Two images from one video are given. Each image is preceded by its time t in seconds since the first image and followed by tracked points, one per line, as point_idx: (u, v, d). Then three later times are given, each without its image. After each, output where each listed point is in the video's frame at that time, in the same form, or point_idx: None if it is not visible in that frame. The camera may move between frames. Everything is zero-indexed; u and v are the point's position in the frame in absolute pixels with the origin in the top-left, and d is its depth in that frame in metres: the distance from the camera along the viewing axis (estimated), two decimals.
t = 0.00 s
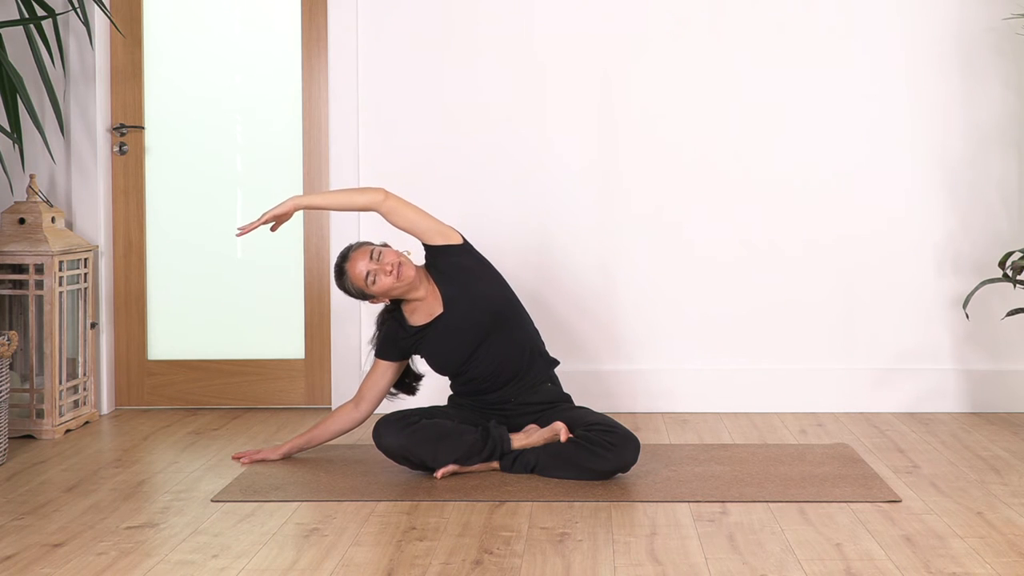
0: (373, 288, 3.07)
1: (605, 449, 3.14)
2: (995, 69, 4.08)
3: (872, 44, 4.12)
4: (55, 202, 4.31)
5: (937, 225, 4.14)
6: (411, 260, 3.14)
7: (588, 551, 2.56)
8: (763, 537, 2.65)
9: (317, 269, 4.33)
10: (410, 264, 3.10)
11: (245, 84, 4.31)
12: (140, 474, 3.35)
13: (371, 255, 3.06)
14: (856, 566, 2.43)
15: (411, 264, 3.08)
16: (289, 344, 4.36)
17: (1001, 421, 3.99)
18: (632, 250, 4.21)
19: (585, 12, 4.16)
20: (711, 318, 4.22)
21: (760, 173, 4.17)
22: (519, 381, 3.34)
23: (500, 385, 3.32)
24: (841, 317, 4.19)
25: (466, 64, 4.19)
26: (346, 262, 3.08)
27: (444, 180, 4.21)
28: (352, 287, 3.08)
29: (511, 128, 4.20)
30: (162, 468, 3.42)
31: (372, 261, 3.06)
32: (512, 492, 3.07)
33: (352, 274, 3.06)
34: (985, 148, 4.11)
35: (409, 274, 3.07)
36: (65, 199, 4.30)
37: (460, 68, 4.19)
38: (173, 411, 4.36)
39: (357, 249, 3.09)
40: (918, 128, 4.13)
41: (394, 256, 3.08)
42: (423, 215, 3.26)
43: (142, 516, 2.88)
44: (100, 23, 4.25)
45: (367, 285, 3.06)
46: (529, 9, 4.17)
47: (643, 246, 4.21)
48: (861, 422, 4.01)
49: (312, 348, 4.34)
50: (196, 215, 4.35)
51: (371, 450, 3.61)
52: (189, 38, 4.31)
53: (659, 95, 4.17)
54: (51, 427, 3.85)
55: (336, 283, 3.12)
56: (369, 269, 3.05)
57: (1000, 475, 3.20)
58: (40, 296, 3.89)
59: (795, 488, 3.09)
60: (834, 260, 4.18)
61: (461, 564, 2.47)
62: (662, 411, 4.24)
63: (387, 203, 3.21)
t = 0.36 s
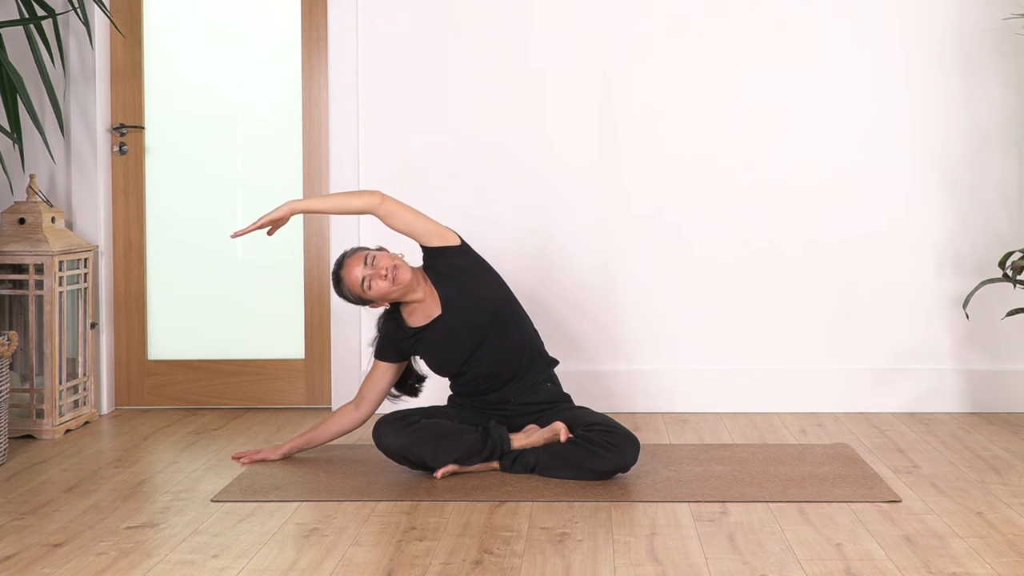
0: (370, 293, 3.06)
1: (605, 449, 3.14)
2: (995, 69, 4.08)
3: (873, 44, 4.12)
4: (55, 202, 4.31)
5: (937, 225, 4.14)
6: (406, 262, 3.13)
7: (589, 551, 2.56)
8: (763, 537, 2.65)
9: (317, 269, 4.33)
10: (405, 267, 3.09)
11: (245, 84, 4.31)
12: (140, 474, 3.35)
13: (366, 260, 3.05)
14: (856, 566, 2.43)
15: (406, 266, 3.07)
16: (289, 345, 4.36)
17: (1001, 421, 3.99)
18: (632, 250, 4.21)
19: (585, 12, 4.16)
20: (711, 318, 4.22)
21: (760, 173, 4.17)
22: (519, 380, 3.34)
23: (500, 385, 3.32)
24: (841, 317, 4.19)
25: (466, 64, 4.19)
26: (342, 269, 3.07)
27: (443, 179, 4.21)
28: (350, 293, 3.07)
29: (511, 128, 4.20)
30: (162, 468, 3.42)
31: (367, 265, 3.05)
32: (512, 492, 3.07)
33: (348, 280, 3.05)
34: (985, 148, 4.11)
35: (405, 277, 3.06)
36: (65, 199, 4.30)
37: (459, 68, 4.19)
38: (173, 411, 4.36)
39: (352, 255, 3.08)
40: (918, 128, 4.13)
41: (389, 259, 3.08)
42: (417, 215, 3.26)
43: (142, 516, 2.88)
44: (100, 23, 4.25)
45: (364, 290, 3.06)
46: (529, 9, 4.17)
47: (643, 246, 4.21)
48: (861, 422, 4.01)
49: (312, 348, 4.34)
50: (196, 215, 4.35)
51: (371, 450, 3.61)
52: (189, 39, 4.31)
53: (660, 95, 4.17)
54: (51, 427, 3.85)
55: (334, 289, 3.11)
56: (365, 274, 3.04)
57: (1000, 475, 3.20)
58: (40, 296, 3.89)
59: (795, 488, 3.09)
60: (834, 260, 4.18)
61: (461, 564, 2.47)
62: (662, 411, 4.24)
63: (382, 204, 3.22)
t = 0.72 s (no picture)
0: (368, 296, 3.06)
1: (605, 449, 3.14)
2: (995, 69, 4.08)
3: (872, 44, 4.12)
4: (55, 202, 4.31)
5: (938, 225, 4.14)
6: (404, 264, 3.12)
7: (588, 551, 2.56)
8: (763, 537, 2.65)
9: (317, 269, 4.33)
10: (403, 270, 3.08)
11: (245, 84, 4.31)
12: (140, 474, 3.35)
13: (363, 264, 3.05)
14: (856, 566, 2.43)
15: (404, 270, 3.07)
16: (289, 345, 4.36)
17: (1001, 421, 3.99)
18: (632, 250, 4.21)
19: (585, 12, 4.16)
20: (710, 317, 4.22)
21: (760, 173, 4.17)
22: (519, 381, 3.34)
23: (499, 385, 3.32)
24: (841, 316, 4.19)
25: (466, 64, 4.19)
26: (340, 272, 3.07)
27: (443, 179, 4.21)
28: (349, 296, 3.08)
29: (511, 129, 4.20)
30: (162, 468, 3.42)
31: (364, 269, 3.04)
32: (512, 492, 3.07)
33: (346, 284, 3.05)
34: (985, 148, 4.11)
35: (403, 281, 3.05)
36: (65, 199, 4.30)
37: (459, 68, 4.19)
38: (173, 411, 4.36)
39: (350, 258, 3.07)
40: (918, 128, 4.13)
41: (387, 262, 3.07)
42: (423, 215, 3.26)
43: (142, 516, 2.88)
44: (100, 23, 4.25)
45: (363, 294, 3.06)
46: (528, 9, 4.17)
47: (643, 246, 4.21)
48: (861, 422, 4.01)
49: (312, 348, 4.34)
50: (195, 215, 4.35)
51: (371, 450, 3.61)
52: (190, 39, 4.31)
53: (659, 95, 4.17)
54: (50, 427, 3.85)
55: (334, 291, 3.12)
56: (363, 279, 3.04)
57: (1000, 475, 3.20)
58: (40, 296, 3.89)
59: (795, 488, 3.09)
60: (835, 260, 4.18)
61: (461, 564, 2.47)
62: (662, 411, 4.24)
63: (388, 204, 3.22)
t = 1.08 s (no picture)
0: (368, 299, 3.07)
1: (605, 449, 3.14)
2: (995, 69, 4.08)
3: (873, 44, 4.12)
4: (55, 202, 4.31)
5: (938, 225, 4.14)
6: (405, 266, 3.12)
7: (588, 551, 2.56)
8: (763, 537, 2.65)
9: (317, 269, 4.33)
10: (403, 273, 3.08)
11: (245, 84, 4.31)
12: (140, 474, 3.35)
13: (363, 267, 3.04)
14: (856, 566, 2.43)
15: (404, 274, 3.06)
16: (289, 345, 4.36)
17: (1001, 421, 3.99)
18: (632, 250, 4.21)
19: (584, 11, 4.16)
20: (710, 317, 4.22)
21: (760, 173, 4.17)
22: (519, 383, 3.34)
23: (500, 387, 3.32)
24: (841, 316, 4.19)
25: (466, 65, 4.19)
26: (340, 274, 3.07)
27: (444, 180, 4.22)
28: (349, 298, 3.08)
29: (511, 129, 4.20)
30: (162, 468, 3.42)
31: (364, 272, 3.04)
32: (512, 492, 3.07)
33: (345, 286, 3.05)
34: (985, 148, 4.11)
35: (402, 285, 3.06)
36: (65, 199, 4.30)
37: (459, 68, 4.19)
38: (173, 411, 4.36)
39: (350, 259, 3.07)
40: (918, 128, 4.13)
41: (388, 265, 3.07)
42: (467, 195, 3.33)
43: (142, 516, 2.88)
44: (100, 23, 4.25)
45: (362, 296, 3.06)
46: (528, 9, 4.17)
47: (644, 246, 4.21)
48: (861, 422, 4.01)
49: (312, 348, 4.34)
50: (196, 216, 4.35)
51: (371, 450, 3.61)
52: (191, 39, 4.31)
53: (659, 95, 4.17)
54: (50, 427, 3.85)
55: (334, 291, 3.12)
56: (362, 282, 3.04)
57: (1000, 475, 3.20)
58: (40, 296, 3.89)
59: (794, 488, 3.09)
60: (835, 260, 4.18)
61: (461, 564, 2.47)
62: (662, 411, 4.24)
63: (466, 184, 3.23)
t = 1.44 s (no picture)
0: (368, 299, 3.07)
1: (605, 449, 3.14)
2: (995, 69, 4.08)
3: (873, 44, 4.12)
4: (55, 202, 4.31)
5: (937, 225, 4.14)
6: (407, 267, 3.12)
7: (589, 551, 2.56)
8: (763, 537, 2.65)
9: (318, 269, 4.33)
10: (405, 275, 3.08)
11: (246, 84, 4.31)
12: (140, 473, 3.35)
13: (365, 266, 3.04)
14: (856, 566, 2.43)
15: (406, 276, 3.06)
16: (289, 345, 4.36)
17: (1001, 421, 3.99)
18: (632, 250, 4.21)
19: (584, 11, 4.16)
20: (711, 317, 4.22)
21: (760, 174, 4.17)
22: (520, 385, 3.33)
23: (500, 389, 3.32)
24: (841, 316, 4.19)
25: (466, 65, 4.19)
26: (341, 272, 3.07)
27: (444, 180, 4.22)
28: (349, 297, 3.08)
29: (511, 129, 4.20)
30: (162, 468, 3.42)
31: (366, 272, 3.04)
32: (512, 492, 3.07)
33: (347, 285, 3.05)
34: (984, 148, 4.11)
35: (403, 286, 3.06)
36: (65, 199, 4.30)
37: (459, 68, 4.19)
38: (172, 411, 4.36)
39: (353, 259, 3.07)
40: (918, 128, 4.13)
41: (391, 266, 3.07)
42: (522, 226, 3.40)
43: (142, 516, 2.88)
44: (100, 23, 4.25)
45: (363, 296, 3.06)
46: (528, 9, 4.17)
47: (644, 246, 4.21)
48: (861, 422, 4.00)
49: (312, 348, 4.34)
50: (196, 216, 4.35)
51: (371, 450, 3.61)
52: (191, 39, 4.32)
53: (659, 96, 4.17)
54: (50, 427, 3.85)
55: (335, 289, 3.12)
56: (363, 282, 3.04)
57: (1000, 476, 3.20)
58: (40, 296, 3.89)
59: (795, 488, 3.09)
60: (834, 259, 4.18)
61: (461, 564, 2.47)
62: (661, 411, 4.24)
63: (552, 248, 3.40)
